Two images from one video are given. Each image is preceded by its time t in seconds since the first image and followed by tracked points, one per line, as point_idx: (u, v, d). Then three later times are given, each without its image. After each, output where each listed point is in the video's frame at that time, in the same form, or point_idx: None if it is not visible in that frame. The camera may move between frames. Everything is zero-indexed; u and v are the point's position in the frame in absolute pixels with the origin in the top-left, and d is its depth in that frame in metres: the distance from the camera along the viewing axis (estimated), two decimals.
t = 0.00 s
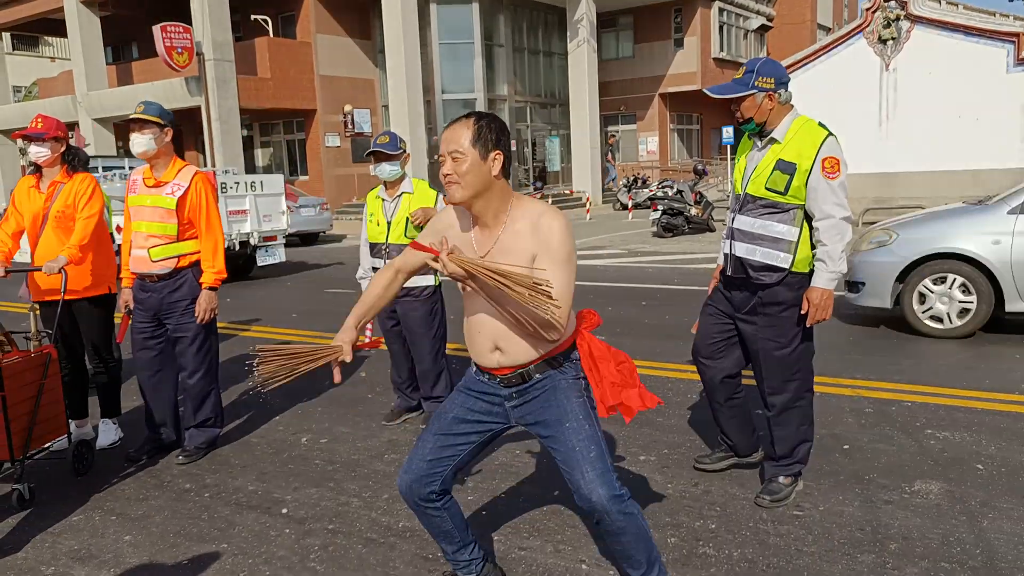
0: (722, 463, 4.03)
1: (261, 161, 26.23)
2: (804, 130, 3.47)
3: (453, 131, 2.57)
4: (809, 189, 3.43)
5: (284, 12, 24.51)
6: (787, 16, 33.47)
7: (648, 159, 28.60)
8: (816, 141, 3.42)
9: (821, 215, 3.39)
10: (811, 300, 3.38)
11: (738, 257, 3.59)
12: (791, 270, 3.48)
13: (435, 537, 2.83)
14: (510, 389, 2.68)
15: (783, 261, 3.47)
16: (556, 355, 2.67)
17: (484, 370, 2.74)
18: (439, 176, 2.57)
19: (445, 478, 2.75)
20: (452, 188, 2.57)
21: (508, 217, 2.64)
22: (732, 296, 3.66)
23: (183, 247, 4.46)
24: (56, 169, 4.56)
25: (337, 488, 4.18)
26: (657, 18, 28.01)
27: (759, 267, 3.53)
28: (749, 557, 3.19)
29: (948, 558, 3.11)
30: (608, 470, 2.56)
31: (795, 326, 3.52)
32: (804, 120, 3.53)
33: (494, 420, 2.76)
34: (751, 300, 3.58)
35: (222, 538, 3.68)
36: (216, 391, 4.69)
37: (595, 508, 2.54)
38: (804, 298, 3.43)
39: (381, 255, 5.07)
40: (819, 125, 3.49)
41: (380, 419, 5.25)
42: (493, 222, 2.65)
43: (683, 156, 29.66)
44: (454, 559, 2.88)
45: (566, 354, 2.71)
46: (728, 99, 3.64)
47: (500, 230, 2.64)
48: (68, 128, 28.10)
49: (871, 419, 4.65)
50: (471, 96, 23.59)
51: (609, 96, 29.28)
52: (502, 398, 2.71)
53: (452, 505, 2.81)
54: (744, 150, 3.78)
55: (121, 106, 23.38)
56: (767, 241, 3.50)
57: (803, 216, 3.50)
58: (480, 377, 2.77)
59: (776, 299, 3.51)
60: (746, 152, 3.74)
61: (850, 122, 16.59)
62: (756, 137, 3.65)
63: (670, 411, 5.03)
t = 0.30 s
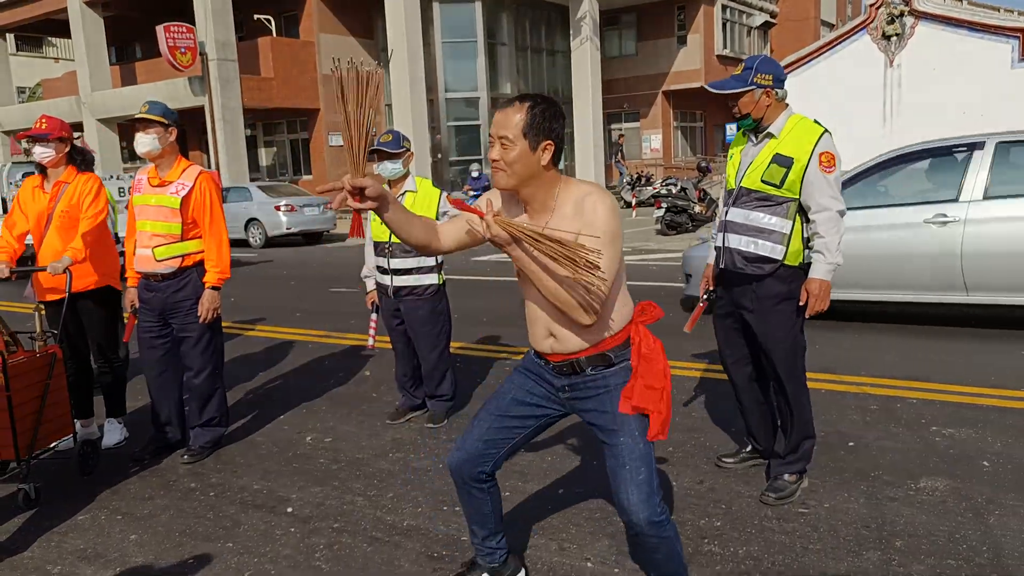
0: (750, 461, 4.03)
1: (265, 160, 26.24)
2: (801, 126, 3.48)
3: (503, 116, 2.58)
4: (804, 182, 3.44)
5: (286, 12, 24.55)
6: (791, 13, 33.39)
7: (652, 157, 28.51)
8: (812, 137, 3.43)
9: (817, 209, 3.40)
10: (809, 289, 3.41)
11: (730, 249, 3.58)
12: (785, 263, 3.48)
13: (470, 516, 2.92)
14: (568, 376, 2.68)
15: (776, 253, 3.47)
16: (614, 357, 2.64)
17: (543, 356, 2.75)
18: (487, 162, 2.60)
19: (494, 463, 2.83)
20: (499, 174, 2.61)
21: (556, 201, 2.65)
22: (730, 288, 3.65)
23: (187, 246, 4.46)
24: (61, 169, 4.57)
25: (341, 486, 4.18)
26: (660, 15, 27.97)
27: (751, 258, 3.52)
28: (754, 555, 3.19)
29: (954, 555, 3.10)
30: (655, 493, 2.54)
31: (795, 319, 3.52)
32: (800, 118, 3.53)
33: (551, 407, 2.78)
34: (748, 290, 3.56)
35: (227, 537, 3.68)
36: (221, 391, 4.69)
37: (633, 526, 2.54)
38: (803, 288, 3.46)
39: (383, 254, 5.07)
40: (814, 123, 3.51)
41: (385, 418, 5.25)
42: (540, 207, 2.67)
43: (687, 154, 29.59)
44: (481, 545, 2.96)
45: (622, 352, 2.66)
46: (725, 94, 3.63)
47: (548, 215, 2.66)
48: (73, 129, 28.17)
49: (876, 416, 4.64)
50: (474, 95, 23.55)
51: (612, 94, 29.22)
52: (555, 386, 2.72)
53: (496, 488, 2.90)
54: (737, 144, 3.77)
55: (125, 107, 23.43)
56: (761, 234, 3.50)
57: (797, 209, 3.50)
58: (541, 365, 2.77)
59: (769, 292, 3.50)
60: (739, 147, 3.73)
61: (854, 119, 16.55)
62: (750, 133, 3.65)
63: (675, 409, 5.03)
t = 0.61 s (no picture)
0: (738, 462, 4.03)
1: (256, 161, 26.17)
2: (781, 123, 3.53)
3: (490, 102, 2.57)
4: (785, 177, 3.47)
5: (278, 13, 24.52)
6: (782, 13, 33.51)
7: (644, 156, 28.57)
8: (786, 131, 3.49)
9: (797, 200, 3.44)
10: (784, 277, 3.41)
11: (719, 247, 3.61)
12: (773, 257, 3.52)
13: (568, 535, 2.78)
14: (561, 363, 2.67)
15: (764, 247, 3.51)
16: (605, 338, 2.64)
17: (536, 339, 2.74)
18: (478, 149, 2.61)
19: (555, 476, 2.72)
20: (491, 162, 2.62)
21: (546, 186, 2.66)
22: (720, 286, 3.66)
23: (177, 248, 4.45)
24: (49, 171, 4.55)
25: (334, 488, 4.18)
26: (651, 17, 28.02)
27: (741, 254, 3.55)
28: (747, 554, 3.19)
29: (944, 552, 3.12)
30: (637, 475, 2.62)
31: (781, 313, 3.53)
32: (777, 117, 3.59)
33: (552, 396, 2.74)
34: (736, 287, 3.58)
35: (219, 539, 3.67)
36: (213, 394, 4.68)
37: (608, 511, 2.61)
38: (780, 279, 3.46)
39: (375, 255, 5.04)
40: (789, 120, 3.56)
41: (377, 419, 5.25)
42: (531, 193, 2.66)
43: (679, 154, 29.66)
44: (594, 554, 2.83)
45: (613, 336, 2.65)
46: (713, 94, 3.62)
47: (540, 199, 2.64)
48: (63, 129, 28.05)
49: (867, 415, 4.67)
50: (466, 95, 23.53)
51: (604, 94, 29.27)
52: (550, 373, 2.71)
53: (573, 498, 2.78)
54: (716, 147, 3.78)
55: (115, 108, 23.32)
56: (747, 230, 3.54)
57: (779, 205, 3.54)
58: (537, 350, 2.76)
59: (759, 286, 3.52)
60: (717, 149, 3.75)
61: (845, 119, 16.61)
62: (728, 134, 3.67)
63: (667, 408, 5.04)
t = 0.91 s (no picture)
0: (733, 460, 4.02)
1: (250, 159, 26.10)
2: (773, 118, 3.65)
3: (428, 111, 2.63)
4: (786, 170, 3.59)
5: (272, 9, 24.45)
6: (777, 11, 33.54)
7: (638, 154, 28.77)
8: (786, 126, 3.62)
9: (800, 192, 3.56)
10: (796, 269, 3.53)
11: (727, 244, 3.65)
12: (779, 248, 3.61)
13: (456, 504, 2.86)
14: (517, 370, 2.70)
15: (772, 240, 3.59)
16: (560, 351, 2.63)
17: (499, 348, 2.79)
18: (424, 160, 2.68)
19: (456, 449, 2.81)
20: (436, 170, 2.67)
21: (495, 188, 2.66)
22: (723, 281, 3.72)
23: (172, 244, 4.43)
24: (42, 167, 4.54)
25: (329, 486, 4.17)
26: (646, 15, 28.02)
27: (751, 248, 3.60)
28: (742, 551, 3.20)
29: (938, 549, 3.13)
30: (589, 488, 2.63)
31: (788, 306, 3.61)
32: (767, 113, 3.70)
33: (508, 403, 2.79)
34: (743, 279, 3.64)
35: (213, 537, 3.66)
36: (207, 391, 4.67)
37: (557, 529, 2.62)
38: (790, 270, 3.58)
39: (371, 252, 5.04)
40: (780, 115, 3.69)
41: (372, 417, 5.24)
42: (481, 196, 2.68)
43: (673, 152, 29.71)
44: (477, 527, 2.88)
45: (570, 348, 2.64)
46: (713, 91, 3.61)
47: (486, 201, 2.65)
48: (56, 126, 27.94)
49: (861, 412, 4.67)
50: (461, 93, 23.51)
51: (598, 92, 29.31)
52: (507, 382, 2.75)
53: (470, 472, 2.86)
54: (706, 144, 3.80)
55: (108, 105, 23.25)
56: (755, 224, 3.60)
57: (780, 197, 3.64)
58: (498, 359, 2.80)
59: (767, 277, 3.60)
60: (709, 146, 3.78)
61: (839, 117, 16.66)
62: (720, 131, 3.72)
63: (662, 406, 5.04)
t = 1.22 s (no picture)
0: (752, 460, 3.99)
1: (270, 158, 26.26)
2: (813, 117, 3.64)
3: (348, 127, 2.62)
4: (825, 170, 3.59)
5: (290, 9, 24.59)
6: (797, 8, 33.30)
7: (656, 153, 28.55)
8: (826, 125, 3.61)
9: (838, 192, 3.58)
10: (841, 272, 3.57)
11: (759, 241, 3.65)
12: (812, 249, 3.63)
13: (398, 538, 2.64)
14: (429, 357, 2.77)
15: (806, 240, 3.59)
16: (461, 352, 2.66)
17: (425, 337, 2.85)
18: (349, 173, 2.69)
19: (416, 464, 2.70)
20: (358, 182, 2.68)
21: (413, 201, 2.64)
22: (755, 279, 3.73)
23: (194, 242, 4.48)
24: (67, 167, 4.59)
25: (349, 483, 4.19)
26: (664, 14, 27.90)
27: (783, 247, 3.62)
28: (763, 551, 3.19)
29: (963, 551, 3.10)
30: (409, 475, 2.58)
31: (819, 307, 3.65)
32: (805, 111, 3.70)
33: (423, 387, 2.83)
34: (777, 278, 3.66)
35: (235, 533, 3.69)
36: (228, 387, 4.72)
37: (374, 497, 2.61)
38: (831, 271, 3.63)
39: (391, 250, 5.05)
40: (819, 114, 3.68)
41: (391, 414, 5.27)
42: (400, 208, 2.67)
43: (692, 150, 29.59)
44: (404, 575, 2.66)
45: (470, 350, 2.66)
46: (758, 83, 3.63)
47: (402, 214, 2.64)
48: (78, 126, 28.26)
49: (884, 413, 4.63)
50: (479, 92, 23.51)
51: (616, 91, 29.24)
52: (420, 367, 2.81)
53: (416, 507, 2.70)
54: (741, 138, 3.79)
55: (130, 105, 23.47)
56: (789, 223, 3.61)
57: (816, 196, 3.64)
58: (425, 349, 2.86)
59: (798, 278, 3.63)
60: (746, 140, 3.76)
61: (860, 116, 16.52)
62: (759, 125, 3.71)
63: (682, 406, 5.02)
